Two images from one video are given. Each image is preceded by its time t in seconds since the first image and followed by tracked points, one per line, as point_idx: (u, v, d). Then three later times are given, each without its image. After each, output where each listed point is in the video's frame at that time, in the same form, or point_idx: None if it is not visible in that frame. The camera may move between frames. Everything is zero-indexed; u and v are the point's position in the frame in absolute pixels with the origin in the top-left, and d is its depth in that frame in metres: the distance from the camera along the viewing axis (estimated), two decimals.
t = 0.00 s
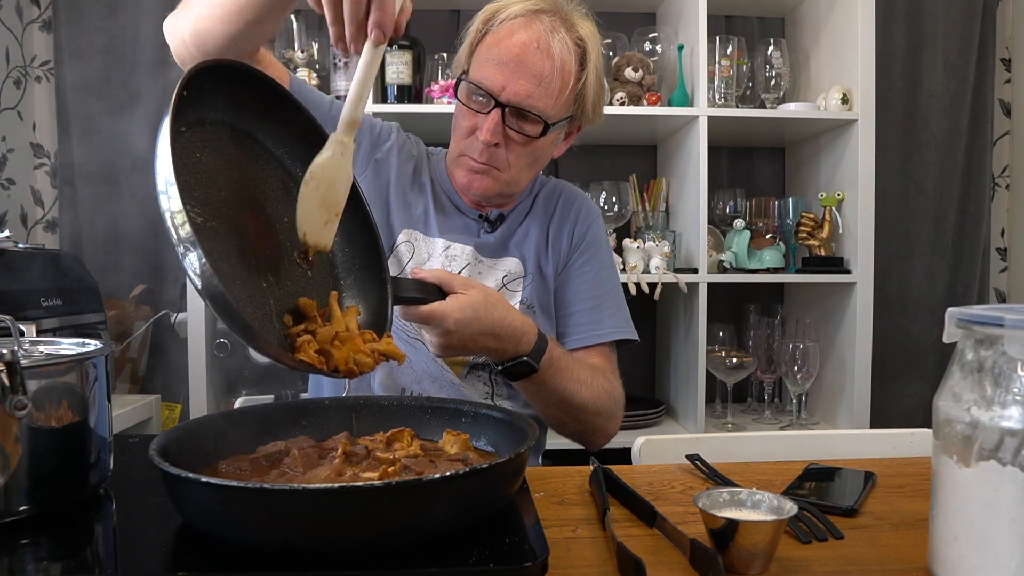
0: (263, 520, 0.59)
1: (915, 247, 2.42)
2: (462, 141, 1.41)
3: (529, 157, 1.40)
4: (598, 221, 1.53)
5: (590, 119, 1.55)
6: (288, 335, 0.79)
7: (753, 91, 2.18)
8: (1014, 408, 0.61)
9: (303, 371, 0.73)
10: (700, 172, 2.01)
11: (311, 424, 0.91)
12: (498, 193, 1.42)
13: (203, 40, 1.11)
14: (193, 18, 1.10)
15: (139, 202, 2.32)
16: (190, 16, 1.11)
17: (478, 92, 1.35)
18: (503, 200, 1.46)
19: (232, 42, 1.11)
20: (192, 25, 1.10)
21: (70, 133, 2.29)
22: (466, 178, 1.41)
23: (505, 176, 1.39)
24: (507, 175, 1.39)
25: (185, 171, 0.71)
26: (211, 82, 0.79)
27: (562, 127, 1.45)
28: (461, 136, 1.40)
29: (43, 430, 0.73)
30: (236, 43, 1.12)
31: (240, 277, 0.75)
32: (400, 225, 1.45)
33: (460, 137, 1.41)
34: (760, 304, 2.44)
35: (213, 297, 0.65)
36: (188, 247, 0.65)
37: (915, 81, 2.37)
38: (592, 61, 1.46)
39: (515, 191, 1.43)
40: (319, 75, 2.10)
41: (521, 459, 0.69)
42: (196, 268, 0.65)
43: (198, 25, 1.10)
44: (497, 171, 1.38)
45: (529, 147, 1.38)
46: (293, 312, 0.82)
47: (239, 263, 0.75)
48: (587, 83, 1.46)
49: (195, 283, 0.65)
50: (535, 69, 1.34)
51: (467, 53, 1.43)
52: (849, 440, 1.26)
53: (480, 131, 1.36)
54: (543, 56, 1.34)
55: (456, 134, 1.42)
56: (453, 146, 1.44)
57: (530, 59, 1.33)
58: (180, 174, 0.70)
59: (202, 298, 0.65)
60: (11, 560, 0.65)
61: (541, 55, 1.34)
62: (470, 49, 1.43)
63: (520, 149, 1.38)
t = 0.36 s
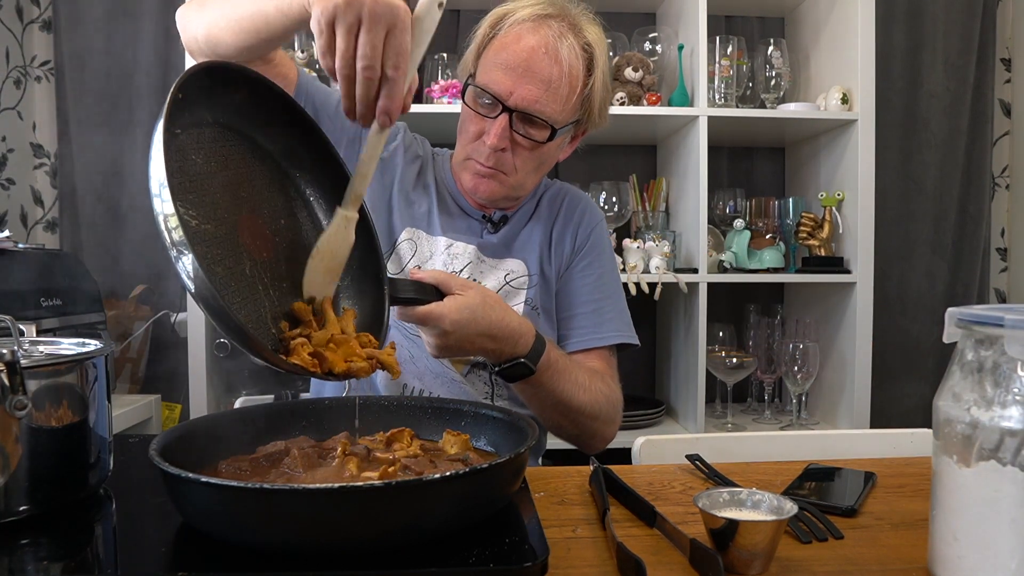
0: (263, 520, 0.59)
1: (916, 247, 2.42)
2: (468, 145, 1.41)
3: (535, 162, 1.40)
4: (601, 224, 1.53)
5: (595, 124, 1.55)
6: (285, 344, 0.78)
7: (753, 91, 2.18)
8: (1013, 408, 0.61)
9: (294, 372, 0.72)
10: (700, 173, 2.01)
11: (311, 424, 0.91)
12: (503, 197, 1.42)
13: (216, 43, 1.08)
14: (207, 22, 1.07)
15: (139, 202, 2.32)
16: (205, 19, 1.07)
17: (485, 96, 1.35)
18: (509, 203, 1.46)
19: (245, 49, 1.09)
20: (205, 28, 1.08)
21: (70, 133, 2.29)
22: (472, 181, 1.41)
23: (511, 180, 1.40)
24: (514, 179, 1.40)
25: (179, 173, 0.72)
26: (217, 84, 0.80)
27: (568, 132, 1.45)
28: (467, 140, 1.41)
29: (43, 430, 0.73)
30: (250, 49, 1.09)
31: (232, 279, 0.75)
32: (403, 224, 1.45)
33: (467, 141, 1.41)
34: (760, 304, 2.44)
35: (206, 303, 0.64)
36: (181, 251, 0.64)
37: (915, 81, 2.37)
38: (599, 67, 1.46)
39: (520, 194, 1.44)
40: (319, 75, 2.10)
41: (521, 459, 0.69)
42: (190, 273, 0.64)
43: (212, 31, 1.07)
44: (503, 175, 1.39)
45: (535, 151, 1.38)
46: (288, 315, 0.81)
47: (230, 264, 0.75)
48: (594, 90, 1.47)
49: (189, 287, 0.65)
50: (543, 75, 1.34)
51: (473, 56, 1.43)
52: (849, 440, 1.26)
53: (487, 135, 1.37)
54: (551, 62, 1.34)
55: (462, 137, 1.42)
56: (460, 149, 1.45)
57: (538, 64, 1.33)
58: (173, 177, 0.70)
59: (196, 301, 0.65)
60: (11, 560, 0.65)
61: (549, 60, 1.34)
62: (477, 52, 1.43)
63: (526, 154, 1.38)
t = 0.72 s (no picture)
0: (263, 520, 0.59)
1: (916, 247, 2.42)
2: (477, 146, 1.41)
3: (544, 164, 1.40)
4: (605, 227, 1.53)
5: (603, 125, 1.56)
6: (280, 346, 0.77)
7: (753, 91, 2.18)
8: (1013, 408, 0.61)
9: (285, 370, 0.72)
10: (700, 173, 2.01)
11: (312, 423, 0.91)
12: (511, 199, 1.42)
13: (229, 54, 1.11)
14: (222, 33, 1.08)
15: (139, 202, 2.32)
16: (219, 29, 1.08)
17: (494, 97, 1.35)
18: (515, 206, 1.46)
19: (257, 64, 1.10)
20: (220, 38, 1.09)
21: (70, 133, 2.29)
22: (480, 183, 1.41)
23: (519, 183, 1.39)
24: (522, 181, 1.39)
25: (172, 170, 0.71)
26: (208, 81, 0.80)
27: (577, 134, 1.46)
28: (477, 142, 1.41)
29: (43, 430, 0.73)
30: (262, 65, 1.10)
31: (224, 277, 0.74)
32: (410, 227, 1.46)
33: (476, 143, 1.41)
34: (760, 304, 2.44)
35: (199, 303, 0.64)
36: (175, 252, 0.64)
37: (915, 81, 2.37)
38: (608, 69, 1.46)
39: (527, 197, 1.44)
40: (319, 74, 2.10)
41: (521, 459, 0.69)
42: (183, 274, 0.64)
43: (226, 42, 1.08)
44: (512, 177, 1.38)
45: (545, 154, 1.38)
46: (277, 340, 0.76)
47: (224, 262, 0.75)
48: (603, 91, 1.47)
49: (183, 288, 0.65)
50: (553, 78, 1.34)
51: (483, 56, 1.42)
52: (849, 440, 1.26)
53: (497, 137, 1.37)
54: (561, 65, 1.34)
55: (471, 139, 1.42)
56: (468, 151, 1.44)
57: (548, 67, 1.33)
58: (165, 174, 0.69)
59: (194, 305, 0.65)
60: (11, 560, 0.65)
61: (559, 63, 1.34)
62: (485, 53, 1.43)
63: (536, 157, 1.38)
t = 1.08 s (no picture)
0: (264, 520, 0.59)
1: (915, 247, 2.42)
2: (480, 148, 1.41)
3: (546, 166, 1.40)
4: (608, 229, 1.53)
5: (606, 128, 1.56)
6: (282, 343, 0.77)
7: (753, 91, 2.18)
8: (1013, 408, 0.61)
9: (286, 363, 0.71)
10: (700, 173, 2.01)
11: (312, 423, 0.91)
12: (514, 200, 1.42)
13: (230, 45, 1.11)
14: (223, 24, 1.09)
15: (138, 202, 2.32)
16: (221, 20, 1.09)
17: (497, 99, 1.35)
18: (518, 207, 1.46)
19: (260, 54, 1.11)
20: (221, 28, 1.09)
21: (70, 133, 2.29)
22: (483, 184, 1.41)
23: (522, 184, 1.39)
24: (525, 182, 1.39)
25: (176, 163, 0.71)
26: (224, 74, 0.80)
27: (580, 136, 1.46)
28: (480, 143, 1.41)
29: (43, 430, 0.73)
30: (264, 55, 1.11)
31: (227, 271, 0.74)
32: (413, 225, 1.45)
33: (479, 144, 1.41)
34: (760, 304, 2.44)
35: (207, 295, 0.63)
36: (180, 244, 0.64)
37: (915, 81, 2.37)
38: (610, 72, 1.46)
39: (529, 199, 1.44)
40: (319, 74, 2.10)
41: (521, 459, 0.69)
42: (187, 266, 0.64)
43: (226, 31, 1.09)
44: (515, 178, 1.38)
45: (547, 155, 1.38)
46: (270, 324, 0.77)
47: (225, 255, 0.74)
48: (605, 95, 1.47)
49: (190, 282, 0.64)
50: (555, 79, 1.34)
51: (486, 58, 1.42)
52: (849, 440, 1.26)
53: (499, 139, 1.37)
54: (563, 66, 1.34)
55: (474, 140, 1.43)
56: (471, 152, 1.44)
57: (550, 69, 1.33)
58: (170, 166, 0.69)
59: (196, 297, 0.64)
60: (11, 560, 0.65)
61: (561, 65, 1.34)
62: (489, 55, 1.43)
63: (538, 158, 1.38)
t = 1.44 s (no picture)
0: (264, 520, 0.59)
1: (915, 247, 2.42)
2: (481, 150, 1.41)
3: (547, 167, 1.40)
4: (607, 229, 1.53)
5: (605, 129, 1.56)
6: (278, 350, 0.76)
7: (753, 91, 2.18)
8: (1013, 408, 0.61)
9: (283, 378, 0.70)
10: (700, 173, 2.01)
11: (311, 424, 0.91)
12: (515, 202, 1.42)
13: (239, 47, 1.12)
14: (230, 27, 1.09)
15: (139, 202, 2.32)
16: (228, 24, 1.09)
17: (497, 100, 1.35)
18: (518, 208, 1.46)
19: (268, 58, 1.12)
20: (229, 32, 1.10)
21: (70, 133, 2.29)
22: (484, 186, 1.41)
23: (523, 185, 1.39)
24: (526, 183, 1.39)
25: (163, 178, 0.71)
26: (215, 95, 0.81)
27: (580, 137, 1.46)
28: (480, 145, 1.41)
29: (43, 430, 0.73)
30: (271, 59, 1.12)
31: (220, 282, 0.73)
32: (414, 228, 1.45)
33: (480, 147, 1.41)
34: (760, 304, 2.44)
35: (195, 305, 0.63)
36: (168, 255, 0.63)
37: (915, 81, 2.37)
38: (609, 73, 1.47)
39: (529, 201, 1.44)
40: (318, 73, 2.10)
41: (521, 459, 0.69)
42: (176, 278, 0.63)
43: (235, 36, 1.10)
44: (516, 180, 1.38)
45: (547, 156, 1.38)
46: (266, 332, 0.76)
47: (219, 266, 0.74)
48: (604, 95, 1.47)
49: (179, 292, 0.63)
50: (555, 81, 1.34)
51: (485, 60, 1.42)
52: (849, 440, 1.26)
53: (500, 140, 1.37)
54: (562, 68, 1.34)
55: (475, 142, 1.43)
56: (471, 153, 1.45)
57: (550, 70, 1.33)
58: (157, 182, 0.69)
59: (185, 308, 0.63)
60: (11, 560, 0.65)
61: (560, 66, 1.34)
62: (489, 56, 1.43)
63: (538, 159, 1.38)
